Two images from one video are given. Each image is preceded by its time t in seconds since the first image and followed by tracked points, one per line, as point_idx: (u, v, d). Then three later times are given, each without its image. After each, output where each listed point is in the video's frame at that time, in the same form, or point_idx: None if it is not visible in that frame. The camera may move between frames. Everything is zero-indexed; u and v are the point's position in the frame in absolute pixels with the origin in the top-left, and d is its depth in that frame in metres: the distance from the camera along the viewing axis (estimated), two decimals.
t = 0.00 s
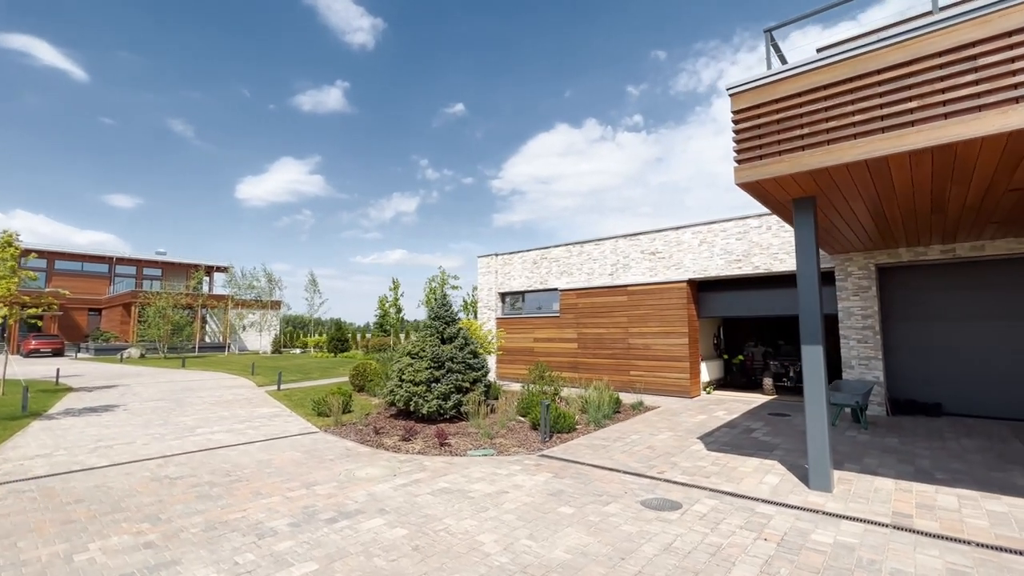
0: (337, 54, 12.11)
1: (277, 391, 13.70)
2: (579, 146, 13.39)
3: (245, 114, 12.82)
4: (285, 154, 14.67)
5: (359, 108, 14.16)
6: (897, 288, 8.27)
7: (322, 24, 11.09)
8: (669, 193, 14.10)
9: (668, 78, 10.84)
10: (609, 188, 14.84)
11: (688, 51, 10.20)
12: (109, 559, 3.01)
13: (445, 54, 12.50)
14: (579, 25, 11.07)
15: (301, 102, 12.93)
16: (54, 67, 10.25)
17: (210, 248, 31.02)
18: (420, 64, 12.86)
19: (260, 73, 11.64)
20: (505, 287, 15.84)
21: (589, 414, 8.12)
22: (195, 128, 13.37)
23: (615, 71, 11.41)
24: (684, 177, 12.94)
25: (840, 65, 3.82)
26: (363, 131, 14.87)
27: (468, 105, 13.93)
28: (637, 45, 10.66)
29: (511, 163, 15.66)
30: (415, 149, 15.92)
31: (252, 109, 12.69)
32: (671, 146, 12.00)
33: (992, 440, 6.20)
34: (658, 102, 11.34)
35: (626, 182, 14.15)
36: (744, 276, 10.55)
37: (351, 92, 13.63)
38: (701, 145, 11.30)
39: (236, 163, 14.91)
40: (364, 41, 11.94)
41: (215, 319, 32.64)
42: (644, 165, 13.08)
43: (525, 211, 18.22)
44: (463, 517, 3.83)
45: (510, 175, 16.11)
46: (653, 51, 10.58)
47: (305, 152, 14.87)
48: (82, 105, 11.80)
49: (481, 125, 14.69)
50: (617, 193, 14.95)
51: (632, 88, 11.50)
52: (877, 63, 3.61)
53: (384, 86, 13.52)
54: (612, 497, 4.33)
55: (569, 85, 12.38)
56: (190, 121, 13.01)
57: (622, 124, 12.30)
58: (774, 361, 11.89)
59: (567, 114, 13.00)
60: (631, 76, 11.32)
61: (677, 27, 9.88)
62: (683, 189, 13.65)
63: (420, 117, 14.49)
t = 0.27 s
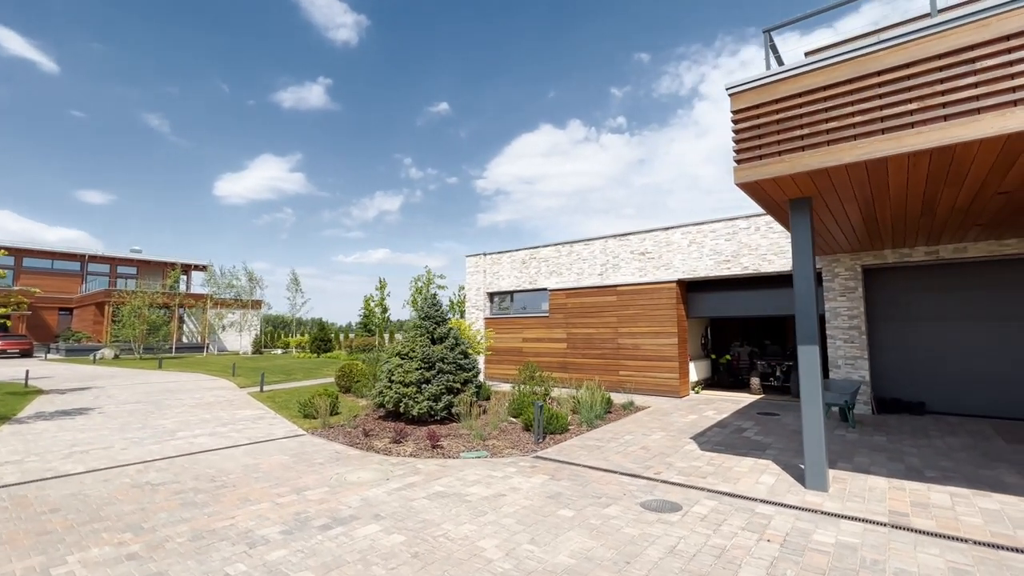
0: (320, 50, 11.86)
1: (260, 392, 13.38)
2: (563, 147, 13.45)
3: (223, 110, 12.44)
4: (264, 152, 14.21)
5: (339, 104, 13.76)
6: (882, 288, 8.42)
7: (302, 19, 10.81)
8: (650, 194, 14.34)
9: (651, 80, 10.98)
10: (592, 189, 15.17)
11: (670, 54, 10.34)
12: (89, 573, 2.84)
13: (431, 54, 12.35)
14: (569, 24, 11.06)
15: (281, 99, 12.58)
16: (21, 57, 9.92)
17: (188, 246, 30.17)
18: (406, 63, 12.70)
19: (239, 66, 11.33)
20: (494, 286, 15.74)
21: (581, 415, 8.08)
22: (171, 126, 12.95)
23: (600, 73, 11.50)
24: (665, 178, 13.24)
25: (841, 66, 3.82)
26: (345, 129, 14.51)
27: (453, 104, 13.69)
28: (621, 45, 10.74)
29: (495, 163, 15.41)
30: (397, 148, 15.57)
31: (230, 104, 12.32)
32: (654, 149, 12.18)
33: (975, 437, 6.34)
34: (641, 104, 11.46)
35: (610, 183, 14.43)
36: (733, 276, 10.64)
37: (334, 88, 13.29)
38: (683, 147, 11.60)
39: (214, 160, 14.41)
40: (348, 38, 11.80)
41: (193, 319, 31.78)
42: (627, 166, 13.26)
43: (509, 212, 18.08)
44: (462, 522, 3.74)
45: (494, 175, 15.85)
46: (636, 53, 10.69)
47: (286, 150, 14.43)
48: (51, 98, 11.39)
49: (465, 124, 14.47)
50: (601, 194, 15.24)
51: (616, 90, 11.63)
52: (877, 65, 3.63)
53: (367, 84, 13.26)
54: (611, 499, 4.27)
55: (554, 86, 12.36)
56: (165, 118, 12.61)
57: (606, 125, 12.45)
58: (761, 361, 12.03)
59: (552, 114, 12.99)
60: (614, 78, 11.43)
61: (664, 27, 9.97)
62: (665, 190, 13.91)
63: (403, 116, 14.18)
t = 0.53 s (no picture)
0: (303, 46, 11.57)
1: (243, 394, 13.05)
2: (548, 148, 13.51)
3: (199, 105, 12.04)
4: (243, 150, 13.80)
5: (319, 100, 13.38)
6: (869, 289, 8.56)
7: (284, 15, 10.50)
8: (634, 197, 14.35)
9: (636, 83, 11.12)
10: (577, 189, 15.21)
11: (654, 57, 10.55)
12: None
13: (416, 54, 12.14)
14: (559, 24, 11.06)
15: (262, 95, 12.24)
16: None
17: (166, 245, 29.35)
18: (391, 61, 12.42)
19: (216, 60, 10.97)
20: (483, 286, 15.62)
21: (574, 415, 8.02)
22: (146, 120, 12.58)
23: (584, 72, 11.60)
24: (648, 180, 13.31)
25: (841, 65, 3.82)
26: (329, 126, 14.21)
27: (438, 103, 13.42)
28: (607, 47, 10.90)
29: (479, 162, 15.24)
30: (380, 147, 15.21)
31: (207, 98, 11.93)
32: (637, 151, 12.28)
33: (961, 435, 6.47)
34: (625, 106, 11.59)
35: (595, 184, 14.58)
36: (723, 276, 10.72)
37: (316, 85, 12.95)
38: (666, 151, 11.63)
39: (193, 157, 13.95)
40: (331, 34, 11.52)
41: (172, 319, 30.94)
42: (611, 167, 13.41)
43: (494, 212, 17.96)
44: (461, 526, 3.64)
45: (480, 175, 15.62)
46: (620, 56, 10.95)
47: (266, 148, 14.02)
48: (22, 88, 11.06)
49: (450, 124, 14.13)
50: (586, 194, 15.27)
51: (600, 92, 11.74)
52: (877, 65, 3.63)
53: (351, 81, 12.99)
54: (611, 500, 4.21)
55: (541, 86, 12.45)
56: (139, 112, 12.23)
57: (590, 127, 12.56)
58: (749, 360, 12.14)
59: (538, 115, 13.08)
60: (598, 80, 11.57)
61: (647, 30, 10.18)
62: (649, 192, 13.85)
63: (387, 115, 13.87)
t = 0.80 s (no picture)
0: (288, 44, 11.25)
1: (227, 395, 12.73)
2: (535, 148, 13.68)
3: (178, 104, 11.58)
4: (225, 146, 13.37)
5: (303, 99, 13.00)
6: (858, 289, 8.67)
7: (267, 11, 10.20)
8: (620, 198, 14.91)
9: (621, 85, 11.47)
10: (563, 192, 15.80)
11: (640, 60, 10.84)
12: None
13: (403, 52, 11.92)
14: (551, 23, 11.10)
15: (246, 92, 11.90)
16: None
17: (145, 243, 28.56)
18: (379, 58, 12.17)
19: (196, 57, 10.58)
20: (473, 285, 15.51)
21: (568, 415, 7.95)
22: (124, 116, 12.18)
23: (570, 74, 11.84)
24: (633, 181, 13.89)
25: (844, 64, 3.81)
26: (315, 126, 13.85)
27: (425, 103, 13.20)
28: (595, 49, 11.11)
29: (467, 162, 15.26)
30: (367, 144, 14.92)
31: (187, 97, 11.47)
32: (623, 153, 12.76)
33: (950, 433, 6.57)
34: (611, 108, 11.99)
35: (581, 185, 15.15)
36: (714, 277, 10.78)
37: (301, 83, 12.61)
38: (649, 152, 12.19)
39: (172, 153, 13.51)
40: (316, 31, 11.17)
41: (151, 319, 30.12)
42: (598, 169, 14.01)
43: (480, 212, 17.85)
44: (461, 531, 3.54)
45: (466, 175, 15.63)
46: (606, 58, 11.19)
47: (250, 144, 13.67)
48: None
49: (437, 124, 13.98)
50: (572, 194, 15.82)
51: (587, 93, 12.06)
52: (880, 64, 3.63)
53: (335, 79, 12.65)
54: (612, 502, 4.15)
55: (528, 88, 12.46)
56: (116, 108, 11.85)
57: (577, 129, 12.85)
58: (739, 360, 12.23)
59: (522, 116, 13.06)
60: (586, 82, 11.84)
61: (633, 35, 10.44)
62: (634, 194, 14.49)
63: (373, 111, 13.59)
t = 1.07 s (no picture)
0: (273, 40, 11.07)
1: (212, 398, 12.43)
2: (522, 150, 13.87)
3: (160, 103, 11.29)
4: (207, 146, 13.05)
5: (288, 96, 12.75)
6: (849, 291, 8.77)
7: (252, 7, 10.01)
8: (607, 200, 15.34)
9: (608, 87, 11.73)
10: (551, 194, 16.03)
11: (626, 62, 11.06)
12: None
13: (390, 51, 11.77)
14: (544, 23, 11.17)
15: (229, 88, 11.67)
16: None
17: (125, 242, 27.83)
18: (366, 56, 12.00)
19: (178, 55, 10.32)
20: (465, 286, 15.39)
21: (564, 417, 7.87)
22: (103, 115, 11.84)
23: (558, 78, 12.03)
24: (619, 182, 14.30)
25: (849, 64, 3.81)
26: (302, 125, 13.63)
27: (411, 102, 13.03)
28: (581, 51, 11.27)
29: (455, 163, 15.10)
30: (353, 144, 14.60)
31: (169, 96, 11.20)
32: (609, 155, 13.21)
33: (940, 433, 6.66)
34: (598, 109, 12.27)
35: (568, 187, 15.42)
36: (706, 278, 10.84)
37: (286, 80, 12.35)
38: (636, 155, 12.57)
39: (152, 151, 13.14)
40: (302, 28, 11.01)
41: (131, 320, 29.36)
42: (585, 171, 14.39)
43: (467, 212, 17.71)
44: (463, 537, 3.44)
45: (453, 175, 15.50)
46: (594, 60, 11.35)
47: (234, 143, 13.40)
48: None
49: (424, 123, 13.84)
50: (559, 196, 16.11)
51: (575, 95, 12.29)
52: (885, 65, 3.64)
53: (317, 75, 12.38)
54: (615, 506, 4.09)
55: (514, 88, 12.58)
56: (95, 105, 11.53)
57: (564, 130, 13.09)
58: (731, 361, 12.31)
59: (512, 117, 13.13)
60: (574, 85, 12.05)
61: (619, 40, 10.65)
62: (621, 197, 15.01)
63: (359, 110, 13.36)
